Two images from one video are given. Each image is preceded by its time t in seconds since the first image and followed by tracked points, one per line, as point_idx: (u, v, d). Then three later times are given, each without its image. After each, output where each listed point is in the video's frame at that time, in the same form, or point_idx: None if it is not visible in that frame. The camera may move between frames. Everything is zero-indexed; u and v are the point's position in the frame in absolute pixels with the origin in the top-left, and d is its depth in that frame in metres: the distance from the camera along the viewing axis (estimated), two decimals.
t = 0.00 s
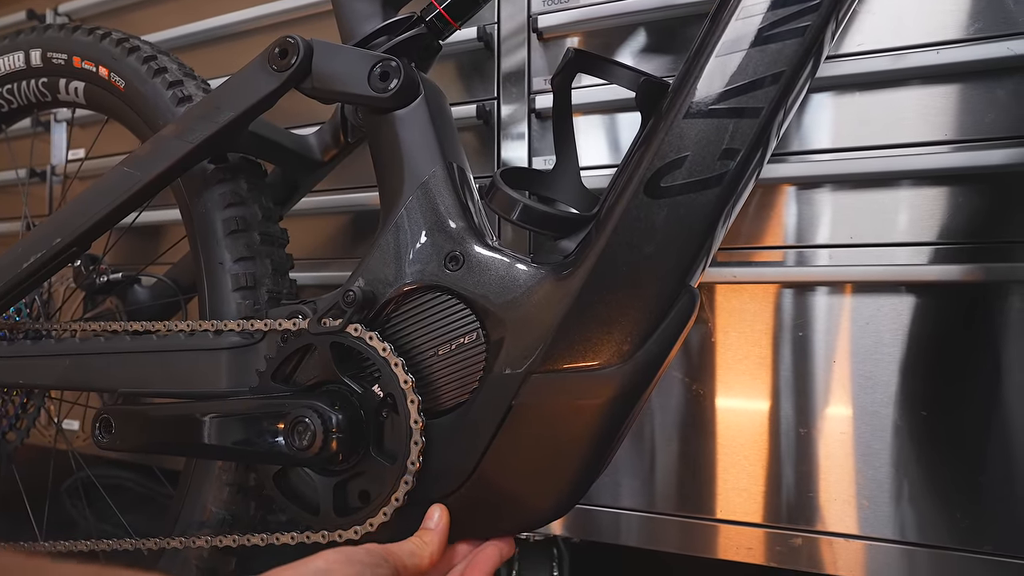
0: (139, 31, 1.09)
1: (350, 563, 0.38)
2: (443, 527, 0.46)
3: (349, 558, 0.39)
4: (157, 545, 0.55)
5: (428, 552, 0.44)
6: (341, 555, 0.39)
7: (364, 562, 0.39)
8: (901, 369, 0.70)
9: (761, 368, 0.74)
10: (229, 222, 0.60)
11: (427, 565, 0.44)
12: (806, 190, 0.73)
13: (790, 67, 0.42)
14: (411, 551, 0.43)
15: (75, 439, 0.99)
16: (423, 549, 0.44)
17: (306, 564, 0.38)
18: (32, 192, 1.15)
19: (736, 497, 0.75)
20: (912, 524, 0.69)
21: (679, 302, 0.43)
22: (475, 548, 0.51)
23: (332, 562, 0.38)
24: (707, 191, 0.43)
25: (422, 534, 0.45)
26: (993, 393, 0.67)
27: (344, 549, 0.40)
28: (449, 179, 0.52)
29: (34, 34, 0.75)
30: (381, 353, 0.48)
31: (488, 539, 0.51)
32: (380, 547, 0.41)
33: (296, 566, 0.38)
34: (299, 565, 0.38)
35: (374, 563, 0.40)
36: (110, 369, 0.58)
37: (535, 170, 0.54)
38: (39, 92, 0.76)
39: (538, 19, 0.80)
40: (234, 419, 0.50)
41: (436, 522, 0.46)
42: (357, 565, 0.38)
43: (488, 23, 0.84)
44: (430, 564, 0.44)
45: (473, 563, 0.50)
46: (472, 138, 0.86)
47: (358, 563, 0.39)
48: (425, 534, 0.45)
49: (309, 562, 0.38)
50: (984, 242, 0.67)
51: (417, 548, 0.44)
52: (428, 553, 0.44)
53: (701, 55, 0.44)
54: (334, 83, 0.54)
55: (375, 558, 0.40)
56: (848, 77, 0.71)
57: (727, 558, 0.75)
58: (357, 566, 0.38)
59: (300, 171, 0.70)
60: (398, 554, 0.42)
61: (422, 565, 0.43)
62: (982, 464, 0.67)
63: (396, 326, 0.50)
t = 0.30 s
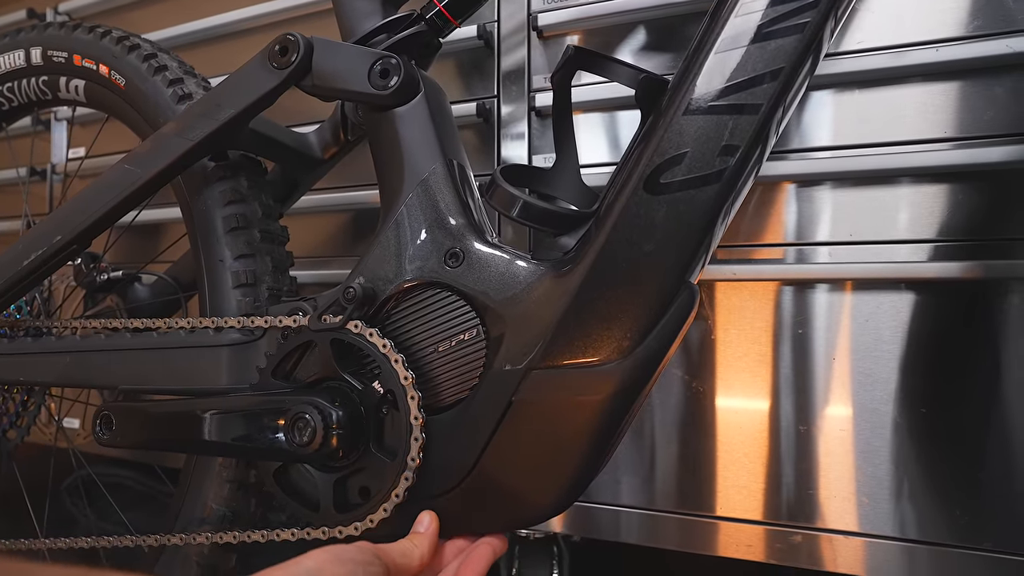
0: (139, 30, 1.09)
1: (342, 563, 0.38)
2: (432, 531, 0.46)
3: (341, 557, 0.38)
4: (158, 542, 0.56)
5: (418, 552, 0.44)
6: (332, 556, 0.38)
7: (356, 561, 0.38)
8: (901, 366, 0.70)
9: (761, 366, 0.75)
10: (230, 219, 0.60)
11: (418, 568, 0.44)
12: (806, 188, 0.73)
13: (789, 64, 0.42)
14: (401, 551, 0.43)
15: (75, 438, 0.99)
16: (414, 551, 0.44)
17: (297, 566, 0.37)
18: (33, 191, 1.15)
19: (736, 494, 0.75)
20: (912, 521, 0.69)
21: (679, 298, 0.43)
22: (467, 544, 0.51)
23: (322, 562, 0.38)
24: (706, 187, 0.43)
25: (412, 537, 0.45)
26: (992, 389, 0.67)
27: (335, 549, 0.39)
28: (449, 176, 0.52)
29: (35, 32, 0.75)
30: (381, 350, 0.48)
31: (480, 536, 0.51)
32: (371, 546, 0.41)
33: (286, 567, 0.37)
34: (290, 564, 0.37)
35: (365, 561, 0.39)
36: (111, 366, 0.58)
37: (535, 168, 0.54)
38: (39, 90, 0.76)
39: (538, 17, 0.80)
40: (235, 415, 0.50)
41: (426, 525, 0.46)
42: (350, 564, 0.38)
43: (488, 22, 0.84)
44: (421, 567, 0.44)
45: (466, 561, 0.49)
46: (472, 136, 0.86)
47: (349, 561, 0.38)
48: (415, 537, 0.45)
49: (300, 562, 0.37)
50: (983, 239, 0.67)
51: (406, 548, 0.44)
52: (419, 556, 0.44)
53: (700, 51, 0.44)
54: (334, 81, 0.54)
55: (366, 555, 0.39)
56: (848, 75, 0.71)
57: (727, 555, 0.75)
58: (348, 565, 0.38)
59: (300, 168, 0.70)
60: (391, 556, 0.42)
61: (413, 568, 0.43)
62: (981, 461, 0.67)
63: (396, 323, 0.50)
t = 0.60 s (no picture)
0: (141, 28, 1.09)
1: (331, 556, 0.38)
2: (429, 534, 0.46)
3: (331, 551, 0.38)
4: (159, 538, 0.56)
5: (411, 552, 0.44)
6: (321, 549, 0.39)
7: (346, 554, 0.38)
8: (901, 364, 0.70)
9: (762, 364, 0.75)
10: (231, 217, 0.60)
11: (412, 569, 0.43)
12: (807, 185, 0.73)
13: (790, 60, 0.42)
14: (394, 549, 0.43)
15: (77, 436, 1.00)
16: (408, 551, 0.44)
17: (287, 561, 0.38)
18: (34, 189, 1.15)
19: (736, 491, 0.75)
20: (912, 517, 0.69)
21: (680, 294, 0.43)
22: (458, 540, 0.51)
23: (314, 554, 0.38)
24: (707, 183, 0.43)
25: (408, 540, 0.45)
26: (993, 387, 0.67)
27: (326, 542, 0.39)
28: (451, 173, 0.52)
29: (37, 30, 0.75)
30: (383, 346, 0.48)
31: (471, 534, 0.50)
32: (366, 539, 0.41)
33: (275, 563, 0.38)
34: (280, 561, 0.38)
35: (356, 554, 0.39)
36: (113, 363, 0.58)
37: (536, 165, 0.54)
38: (41, 89, 0.76)
39: (539, 15, 0.80)
40: (237, 411, 0.50)
41: (422, 529, 0.46)
42: (340, 557, 0.38)
43: (489, 20, 0.84)
44: (415, 568, 0.44)
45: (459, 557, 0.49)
46: (473, 134, 0.86)
47: (340, 554, 0.38)
48: (410, 539, 0.45)
49: (291, 557, 0.38)
50: (984, 236, 0.67)
51: (400, 547, 0.44)
52: (413, 556, 0.44)
53: (702, 48, 0.45)
54: (336, 78, 0.54)
55: (357, 548, 0.39)
56: (849, 73, 0.71)
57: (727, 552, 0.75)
58: (339, 558, 0.38)
59: (302, 166, 0.70)
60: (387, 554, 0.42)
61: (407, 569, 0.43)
62: (981, 459, 0.67)
63: (397, 320, 0.51)
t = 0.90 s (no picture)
0: (142, 28, 1.10)
1: (320, 545, 0.36)
2: (422, 532, 0.44)
3: (319, 540, 0.36)
4: (161, 535, 0.56)
5: (402, 546, 0.42)
6: (308, 539, 0.36)
7: (336, 543, 0.36)
8: (901, 360, 0.70)
9: (763, 362, 0.75)
10: (233, 214, 0.60)
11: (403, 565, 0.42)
12: (807, 183, 0.73)
13: (791, 57, 0.42)
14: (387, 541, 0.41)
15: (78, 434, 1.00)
16: (399, 543, 0.42)
17: (275, 554, 0.35)
18: (36, 188, 1.16)
19: (737, 488, 0.75)
20: (912, 514, 0.69)
21: (682, 290, 0.44)
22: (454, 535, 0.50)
23: (300, 547, 0.36)
24: (709, 180, 0.43)
25: (401, 535, 0.43)
26: (994, 383, 0.67)
27: (314, 532, 0.37)
28: (453, 170, 0.52)
29: (38, 29, 0.75)
30: (385, 342, 0.48)
31: (466, 527, 0.49)
32: (357, 529, 0.39)
33: (263, 556, 0.35)
34: (268, 553, 0.35)
35: (347, 543, 0.37)
36: (114, 360, 0.58)
37: (538, 162, 0.54)
38: (42, 87, 0.76)
39: (540, 13, 0.80)
40: (240, 408, 0.50)
41: (416, 526, 0.44)
42: (330, 547, 0.36)
43: (490, 18, 0.84)
44: (405, 563, 0.42)
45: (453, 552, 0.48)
46: (474, 132, 0.86)
47: (330, 543, 0.36)
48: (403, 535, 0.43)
49: (279, 549, 0.35)
50: (984, 233, 0.67)
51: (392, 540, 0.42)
52: (404, 550, 0.42)
53: (703, 45, 0.45)
54: (338, 76, 0.54)
55: (347, 537, 0.37)
56: (849, 70, 0.71)
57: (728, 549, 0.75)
58: (329, 548, 0.36)
59: (303, 164, 0.70)
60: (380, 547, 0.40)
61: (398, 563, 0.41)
62: (981, 455, 0.67)
63: (400, 316, 0.51)
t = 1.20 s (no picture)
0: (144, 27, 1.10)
1: (310, 537, 0.33)
2: (415, 525, 0.42)
3: (308, 531, 0.33)
4: (164, 531, 0.56)
5: (394, 537, 0.40)
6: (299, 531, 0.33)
7: (325, 535, 0.34)
8: (902, 358, 0.70)
9: (764, 359, 0.75)
10: (235, 211, 0.60)
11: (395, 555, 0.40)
12: (808, 180, 0.73)
13: (793, 54, 0.43)
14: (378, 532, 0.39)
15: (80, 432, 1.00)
16: (392, 534, 0.40)
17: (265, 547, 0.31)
18: (37, 187, 1.16)
19: (738, 485, 0.75)
20: (912, 510, 0.69)
21: (684, 286, 0.44)
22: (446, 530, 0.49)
23: (291, 540, 0.32)
24: (711, 176, 0.43)
25: (394, 527, 0.41)
26: (995, 380, 0.67)
27: (300, 522, 0.34)
28: (455, 167, 0.52)
29: (40, 26, 0.75)
30: (388, 339, 0.48)
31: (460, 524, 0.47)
32: (348, 519, 0.36)
33: (250, 550, 0.31)
34: (253, 547, 0.31)
35: (337, 534, 0.34)
36: (117, 357, 0.58)
37: (540, 159, 0.54)
38: (45, 85, 0.76)
39: (542, 12, 0.80)
40: (242, 404, 0.50)
41: (408, 520, 0.43)
42: (320, 539, 0.33)
43: (491, 16, 0.84)
44: (396, 554, 0.40)
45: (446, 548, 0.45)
46: (475, 130, 0.87)
47: (319, 536, 0.33)
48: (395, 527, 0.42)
49: (266, 542, 0.32)
50: (985, 230, 0.67)
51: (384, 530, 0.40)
52: (395, 540, 0.40)
53: (705, 41, 0.45)
54: (340, 73, 0.54)
55: (337, 528, 0.35)
56: (850, 68, 0.71)
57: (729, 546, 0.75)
58: (319, 540, 0.33)
59: (306, 162, 0.70)
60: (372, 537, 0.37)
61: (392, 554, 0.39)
62: (982, 452, 0.67)
63: (402, 313, 0.51)
